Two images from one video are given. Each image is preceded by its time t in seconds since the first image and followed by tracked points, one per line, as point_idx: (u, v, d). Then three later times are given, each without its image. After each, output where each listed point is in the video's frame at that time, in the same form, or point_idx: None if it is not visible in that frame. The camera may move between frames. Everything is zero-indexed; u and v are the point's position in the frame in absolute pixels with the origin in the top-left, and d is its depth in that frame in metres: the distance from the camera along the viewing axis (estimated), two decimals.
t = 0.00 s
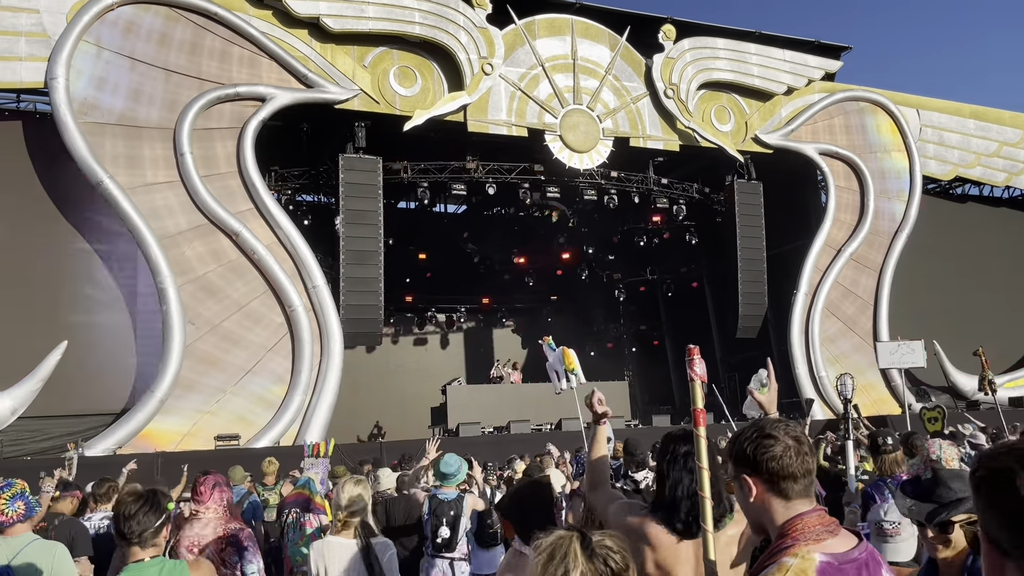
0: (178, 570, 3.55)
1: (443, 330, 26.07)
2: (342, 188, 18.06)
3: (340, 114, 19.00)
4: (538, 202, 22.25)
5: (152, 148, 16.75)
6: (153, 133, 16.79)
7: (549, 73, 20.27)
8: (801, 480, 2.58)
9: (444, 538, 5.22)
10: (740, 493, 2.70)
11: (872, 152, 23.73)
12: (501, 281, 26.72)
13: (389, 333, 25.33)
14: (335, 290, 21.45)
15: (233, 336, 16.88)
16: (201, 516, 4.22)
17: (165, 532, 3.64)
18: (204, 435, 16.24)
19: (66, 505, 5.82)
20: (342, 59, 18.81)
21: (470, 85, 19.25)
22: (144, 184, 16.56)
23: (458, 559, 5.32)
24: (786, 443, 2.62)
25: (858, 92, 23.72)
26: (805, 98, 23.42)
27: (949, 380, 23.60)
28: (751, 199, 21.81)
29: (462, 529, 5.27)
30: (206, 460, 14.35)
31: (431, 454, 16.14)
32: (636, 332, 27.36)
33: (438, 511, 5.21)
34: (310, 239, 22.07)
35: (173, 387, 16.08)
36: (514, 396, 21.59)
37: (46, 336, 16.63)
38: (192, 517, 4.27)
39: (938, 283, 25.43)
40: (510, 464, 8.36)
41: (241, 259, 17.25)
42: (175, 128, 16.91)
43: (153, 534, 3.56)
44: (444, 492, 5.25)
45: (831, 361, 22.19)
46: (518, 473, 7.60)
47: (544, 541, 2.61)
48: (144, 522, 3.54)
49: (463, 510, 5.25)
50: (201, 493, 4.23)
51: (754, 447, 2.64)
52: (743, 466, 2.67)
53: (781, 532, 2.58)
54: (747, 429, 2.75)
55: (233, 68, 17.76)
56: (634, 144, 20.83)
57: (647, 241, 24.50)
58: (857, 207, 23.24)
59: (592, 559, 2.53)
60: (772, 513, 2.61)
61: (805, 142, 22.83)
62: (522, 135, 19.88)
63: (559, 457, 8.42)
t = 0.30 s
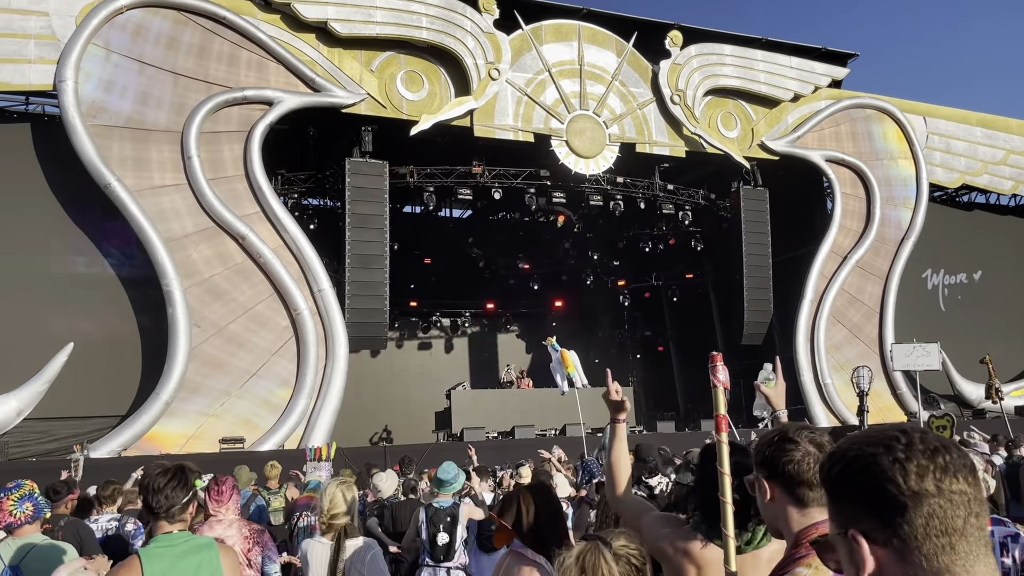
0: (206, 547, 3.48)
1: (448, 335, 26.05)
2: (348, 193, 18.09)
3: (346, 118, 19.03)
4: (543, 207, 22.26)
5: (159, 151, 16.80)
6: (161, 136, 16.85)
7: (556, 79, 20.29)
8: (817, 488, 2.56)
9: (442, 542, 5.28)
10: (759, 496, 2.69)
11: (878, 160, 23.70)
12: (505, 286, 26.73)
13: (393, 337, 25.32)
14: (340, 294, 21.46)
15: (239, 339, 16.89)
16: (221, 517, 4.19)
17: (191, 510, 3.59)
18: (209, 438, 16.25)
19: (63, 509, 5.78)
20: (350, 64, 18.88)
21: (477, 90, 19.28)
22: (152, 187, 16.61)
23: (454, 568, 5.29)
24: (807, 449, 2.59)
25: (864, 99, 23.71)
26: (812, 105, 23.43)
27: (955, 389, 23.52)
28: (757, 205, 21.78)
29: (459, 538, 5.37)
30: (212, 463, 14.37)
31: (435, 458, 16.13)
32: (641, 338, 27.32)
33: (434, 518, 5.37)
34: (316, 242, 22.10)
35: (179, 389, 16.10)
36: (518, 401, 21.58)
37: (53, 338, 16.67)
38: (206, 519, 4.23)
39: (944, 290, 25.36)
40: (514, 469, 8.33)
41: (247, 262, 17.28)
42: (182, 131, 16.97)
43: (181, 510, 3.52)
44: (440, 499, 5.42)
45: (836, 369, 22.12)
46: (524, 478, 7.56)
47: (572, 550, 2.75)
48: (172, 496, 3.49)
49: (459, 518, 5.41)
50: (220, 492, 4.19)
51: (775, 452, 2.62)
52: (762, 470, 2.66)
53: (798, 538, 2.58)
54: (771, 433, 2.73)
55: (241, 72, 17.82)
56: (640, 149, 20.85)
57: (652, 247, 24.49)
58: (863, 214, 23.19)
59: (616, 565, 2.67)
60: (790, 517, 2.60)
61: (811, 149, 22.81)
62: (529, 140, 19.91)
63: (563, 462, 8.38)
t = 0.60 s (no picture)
0: (218, 540, 3.50)
1: (451, 339, 25.98)
2: (354, 196, 18.11)
3: (353, 121, 19.05)
4: (549, 212, 22.23)
5: (167, 153, 16.84)
6: (169, 138, 16.89)
7: (562, 83, 20.31)
8: (842, 493, 2.57)
9: (431, 562, 5.28)
10: (784, 505, 2.70)
11: (884, 166, 23.67)
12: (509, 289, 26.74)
13: (397, 341, 25.28)
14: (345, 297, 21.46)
15: (244, 341, 16.90)
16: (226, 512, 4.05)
17: (205, 503, 3.54)
18: (213, 440, 16.26)
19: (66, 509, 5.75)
20: (357, 67, 18.91)
21: (483, 94, 19.30)
22: (158, 189, 16.64)
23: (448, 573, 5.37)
24: (830, 454, 2.61)
25: (870, 106, 23.70)
26: (818, 111, 23.43)
27: (960, 397, 23.46)
28: (763, 211, 21.77)
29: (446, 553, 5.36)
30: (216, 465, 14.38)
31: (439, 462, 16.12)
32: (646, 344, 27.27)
33: (421, 536, 5.30)
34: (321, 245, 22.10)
35: (184, 391, 16.12)
36: (522, 406, 21.56)
37: (59, 338, 16.70)
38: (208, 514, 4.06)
39: (949, 297, 25.31)
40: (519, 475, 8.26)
41: (253, 265, 17.29)
42: (189, 133, 17.00)
43: (194, 504, 3.50)
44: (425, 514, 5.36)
45: (841, 376, 22.08)
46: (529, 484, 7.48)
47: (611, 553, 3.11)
48: (181, 488, 3.46)
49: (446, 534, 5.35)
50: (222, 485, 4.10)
51: (799, 458, 2.65)
52: (785, 477, 2.67)
53: (824, 545, 2.59)
54: (793, 440, 2.76)
55: (249, 74, 17.86)
56: (646, 154, 20.85)
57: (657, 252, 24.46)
58: (869, 221, 23.17)
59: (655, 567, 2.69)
60: (817, 525, 2.60)
61: (817, 155, 22.80)
62: (534, 144, 19.92)
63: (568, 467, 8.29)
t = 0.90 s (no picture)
0: (227, 547, 3.50)
1: (455, 342, 25.90)
2: (359, 198, 18.14)
3: (358, 124, 19.06)
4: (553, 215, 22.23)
5: (172, 154, 16.86)
6: (174, 139, 16.90)
7: (568, 87, 20.32)
8: (859, 501, 2.57)
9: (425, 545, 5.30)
10: (808, 517, 2.72)
11: (889, 172, 23.65)
12: (513, 293, 26.77)
13: (400, 343, 25.28)
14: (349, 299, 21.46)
15: (248, 342, 16.90)
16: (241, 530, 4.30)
17: (218, 510, 3.59)
18: (217, 441, 16.26)
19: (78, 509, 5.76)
20: (363, 70, 18.92)
21: (488, 97, 19.31)
22: (164, 190, 16.66)
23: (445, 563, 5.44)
24: (845, 464, 2.61)
25: (875, 112, 23.70)
26: (823, 116, 23.44)
27: (964, 403, 23.44)
28: (767, 216, 21.78)
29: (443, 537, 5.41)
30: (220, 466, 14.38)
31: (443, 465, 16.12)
32: (649, 348, 27.23)
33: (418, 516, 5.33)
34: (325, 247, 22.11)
35: (188, 392, 16.11)
36: (526, 409, 21.54)
37: (63, 338, 16.70)
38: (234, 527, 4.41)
39: (953, 304, 25.28)
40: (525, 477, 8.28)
41: (258, 266, 17.29)
42: (195, 134, 17.03)
43: (204, 510, 3.53)
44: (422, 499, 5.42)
45: (845, 381, 22.05)
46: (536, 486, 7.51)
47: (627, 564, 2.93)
48: (190, 496, 3.51)
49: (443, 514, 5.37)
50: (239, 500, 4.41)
51: (814, 469, 2.66)
52: (804, 487, 2.70)
53: (848, 552, 2.61)
54: (810, 448, 2.77)
55: (254, 76, 17.88)
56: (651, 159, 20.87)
57: (661, 256, 24.46)
58: (873, 227, 23.16)
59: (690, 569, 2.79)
60: (840, 534, 2.62)
61: (822, 160, 22.80)
62: (540, 148, 19.94)
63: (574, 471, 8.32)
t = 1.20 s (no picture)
0: (241, 559, 3.68)
1: (455, 343, 25.97)
2: (361, 199, 18.14)
3: (360, 125, 19.07)
4: (554, 218, 22.22)
5: (174, 154, 16.86)
6: (176, 139, 16.90)
7: (570, 90, 20.34)
8: (875, 503, 2.65)
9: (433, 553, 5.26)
10: (823, 518, 2.81)
11: (891, 177, 23.66)
12: (513, 295, 26.80)
13: (400, 345, 25.29)
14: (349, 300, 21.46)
15: (248, 343, 16.89)
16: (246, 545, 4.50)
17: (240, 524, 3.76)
18: (217, 442, 16.25)
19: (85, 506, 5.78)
20: (365, 71, 18.93)
21: (491, 99, 19.31)
22: (165, 189, 16.66)
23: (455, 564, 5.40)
24: (862, 465, 2.70)
25: (877, 117, 23.73)
26: (824, 121, 23.48)
27: (964, 409, 23.43)
28: (768, 220, 21.78)
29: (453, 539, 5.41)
30: (220, 466, 14.37)
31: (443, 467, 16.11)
32: (648, 352, 27.21)
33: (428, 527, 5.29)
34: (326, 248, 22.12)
35: (188, 392, 16.10)
36: (526, 412, 21.52)
37: (64, 337, 16.69)
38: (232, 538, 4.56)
39: (953, 309, 25.28)
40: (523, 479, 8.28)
41: (259, 266, 17.28)
42: (198, 134, 17.03)
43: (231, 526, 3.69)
44: (432, 505, 5.35)
45: (845, 386, 22.04)
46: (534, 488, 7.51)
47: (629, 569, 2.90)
48: (226, 513, 3.66)
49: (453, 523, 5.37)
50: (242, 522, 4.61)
51: (831, 469, 2.75)
52: (821, 488, 2.78)
53: (860, 554, 2.70)
54: (830, 449, 2.85)
55: (257, 77, 17.89)
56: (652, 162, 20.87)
57: (662, 260, 24.46)
58: (874, 231, 23.16)
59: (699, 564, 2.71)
60: (853, 536, 2.71)
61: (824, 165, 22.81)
62: (541, 150, 19.95)
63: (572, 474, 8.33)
